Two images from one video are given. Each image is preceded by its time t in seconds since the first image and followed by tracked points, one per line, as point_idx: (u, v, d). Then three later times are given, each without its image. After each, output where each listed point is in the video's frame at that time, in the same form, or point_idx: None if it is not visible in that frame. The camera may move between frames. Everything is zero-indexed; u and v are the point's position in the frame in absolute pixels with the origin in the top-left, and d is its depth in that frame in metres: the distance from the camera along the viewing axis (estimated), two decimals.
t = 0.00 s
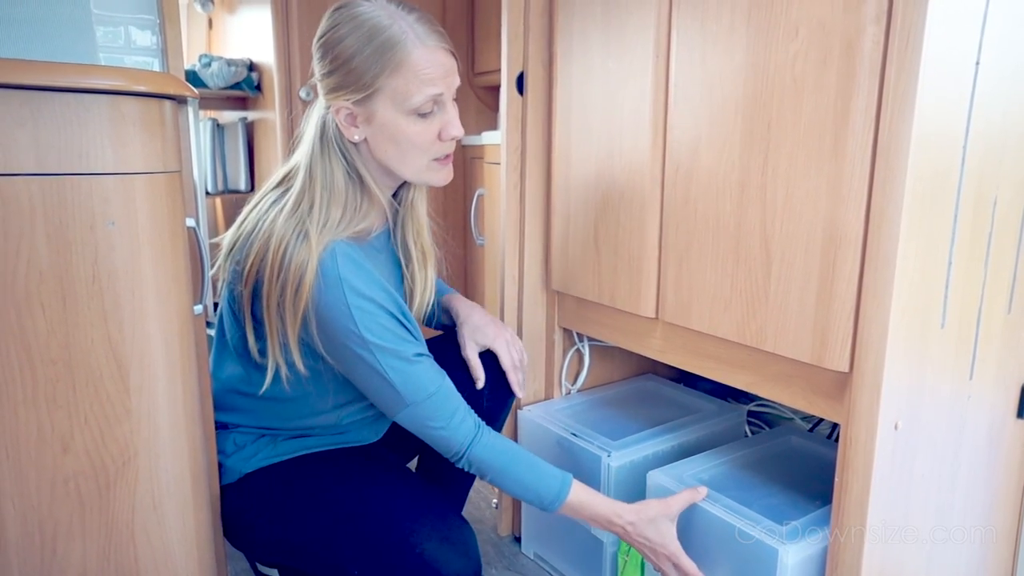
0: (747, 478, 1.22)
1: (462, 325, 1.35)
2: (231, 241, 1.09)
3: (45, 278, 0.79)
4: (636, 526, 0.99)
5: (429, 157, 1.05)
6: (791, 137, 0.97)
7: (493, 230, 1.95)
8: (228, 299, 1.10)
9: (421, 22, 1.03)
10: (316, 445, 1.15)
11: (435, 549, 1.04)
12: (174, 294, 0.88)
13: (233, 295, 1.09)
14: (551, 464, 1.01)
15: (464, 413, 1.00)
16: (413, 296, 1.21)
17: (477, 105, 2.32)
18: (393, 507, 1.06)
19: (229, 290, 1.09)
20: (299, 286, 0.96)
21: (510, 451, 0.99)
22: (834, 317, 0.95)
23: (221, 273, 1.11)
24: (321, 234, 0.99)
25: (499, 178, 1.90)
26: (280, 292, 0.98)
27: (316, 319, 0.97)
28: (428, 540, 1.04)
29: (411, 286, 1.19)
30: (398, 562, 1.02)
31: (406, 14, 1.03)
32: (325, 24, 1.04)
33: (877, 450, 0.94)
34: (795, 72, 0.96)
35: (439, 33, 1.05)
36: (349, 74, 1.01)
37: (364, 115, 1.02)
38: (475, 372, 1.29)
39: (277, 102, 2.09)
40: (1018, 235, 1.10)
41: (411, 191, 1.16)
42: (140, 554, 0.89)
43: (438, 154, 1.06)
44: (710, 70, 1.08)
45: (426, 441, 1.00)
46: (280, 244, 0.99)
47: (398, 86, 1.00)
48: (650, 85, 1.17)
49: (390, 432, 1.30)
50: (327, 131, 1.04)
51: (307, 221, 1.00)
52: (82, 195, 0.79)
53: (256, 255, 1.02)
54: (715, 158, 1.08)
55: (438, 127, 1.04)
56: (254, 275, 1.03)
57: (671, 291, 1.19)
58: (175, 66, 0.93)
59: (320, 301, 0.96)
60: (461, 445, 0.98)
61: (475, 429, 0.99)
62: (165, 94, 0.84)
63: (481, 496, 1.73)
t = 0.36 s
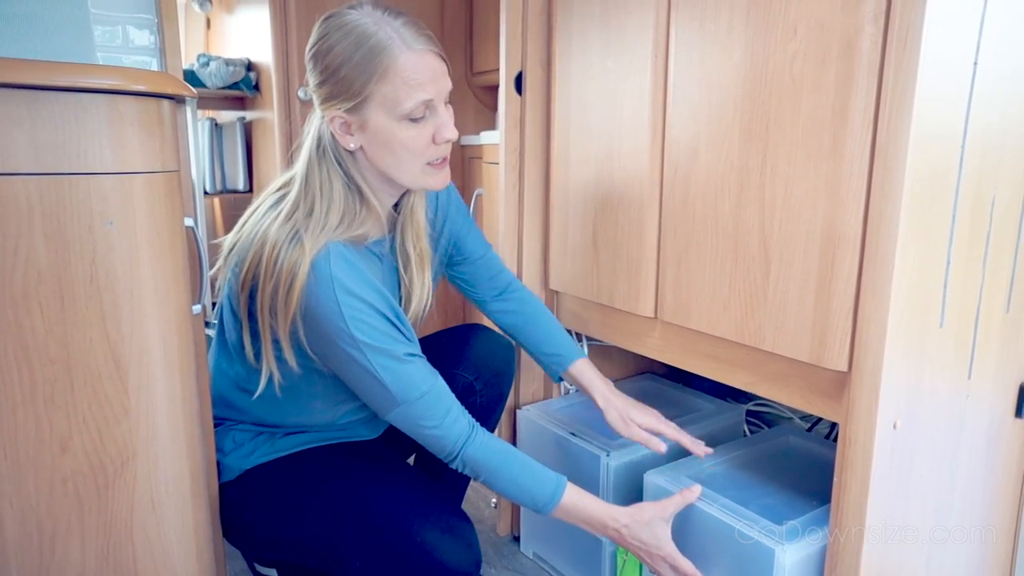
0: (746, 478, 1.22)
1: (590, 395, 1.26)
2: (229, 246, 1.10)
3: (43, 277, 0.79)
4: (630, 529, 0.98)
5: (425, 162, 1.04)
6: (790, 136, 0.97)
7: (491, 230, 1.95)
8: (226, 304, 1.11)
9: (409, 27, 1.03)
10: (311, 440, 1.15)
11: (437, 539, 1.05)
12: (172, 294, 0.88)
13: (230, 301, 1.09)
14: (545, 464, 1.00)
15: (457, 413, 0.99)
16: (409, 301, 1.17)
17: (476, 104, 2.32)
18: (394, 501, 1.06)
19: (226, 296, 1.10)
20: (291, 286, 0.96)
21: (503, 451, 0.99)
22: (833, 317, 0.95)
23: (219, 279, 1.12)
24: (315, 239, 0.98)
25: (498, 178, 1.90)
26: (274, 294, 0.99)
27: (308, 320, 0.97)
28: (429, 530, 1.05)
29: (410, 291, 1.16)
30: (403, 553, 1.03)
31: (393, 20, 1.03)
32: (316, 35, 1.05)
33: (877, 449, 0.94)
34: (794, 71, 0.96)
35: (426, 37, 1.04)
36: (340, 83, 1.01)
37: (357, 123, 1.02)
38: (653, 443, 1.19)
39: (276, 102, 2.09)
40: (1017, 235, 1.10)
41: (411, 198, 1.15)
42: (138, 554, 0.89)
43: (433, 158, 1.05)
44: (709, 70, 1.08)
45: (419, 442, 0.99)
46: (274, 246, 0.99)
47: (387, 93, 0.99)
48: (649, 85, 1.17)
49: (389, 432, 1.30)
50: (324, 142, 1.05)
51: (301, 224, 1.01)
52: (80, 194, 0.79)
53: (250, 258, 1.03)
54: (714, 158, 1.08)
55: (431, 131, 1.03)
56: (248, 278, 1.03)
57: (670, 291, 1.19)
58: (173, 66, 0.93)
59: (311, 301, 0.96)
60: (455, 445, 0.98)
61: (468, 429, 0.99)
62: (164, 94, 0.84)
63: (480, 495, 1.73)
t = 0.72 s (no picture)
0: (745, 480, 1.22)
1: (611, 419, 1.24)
2: (236, 247, 1.10)
3: (42, 279, 0.79)
4: (627, 536, 0.98)
5: (434, 167, 1.04)
6: (789, 138, 0.97)
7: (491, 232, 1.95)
8: (232, 305, 1.11)
9: (421, 32, 1.02)
10: (309, 443, 1.15)
11: (431, 542, 1.04)
12: (172, 295, 0.88)
13: (236, 302, 1.10)
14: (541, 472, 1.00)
15: (456, 419, 0.99)
16: (426, 309, 1.19)
17: (476, 106, 2.32)
18: (392, 502, 1.06)
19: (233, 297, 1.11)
20: (292, 289, 0.96)
21: (500, 459, 0.99)
22: (832, 318, 0.95)
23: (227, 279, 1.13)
24: (318, 243, 0.99)
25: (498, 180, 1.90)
26: (275, 297, 0.99)
27: (309, 324, 0.97)
28: (426, 534, 1.04)
29: (429, 300, 1.18)
30: (397, 556, 1.03)
31: (404, 24, 1.02)
32: (329, 39, 1.04)
33: (876, 450, 0.94)
34: (793, 73, 0.96)
35: (438, 41, 1.03)
36: (351, 86, 1.01)
37: (367, 127, 1.02)
38: (667, 476, 1.14)
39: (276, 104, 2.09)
40: (1016, 236, 1.10)
41: (425, 204, 1.14)
42: (138, 556, 0.89)
43: (444, 164, 1.04)
44: (708, 73, 1.08)
45: (417, 447, 1.00)
46: (276, 249, 1.00)
47: (396, 97, 0.99)
48: (648, 87, 1.18)
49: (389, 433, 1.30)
50: (335, 148, 1.05)
51: (304, 228, 1.01)
52: (80, 196, 0.79)
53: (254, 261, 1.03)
54: (713, 160, 1.08)
55: (441, 136, 1.02)
56: (252, 280, 1.03)
57: (670, 293, 1.19)
58: (173, 68, 0.93)
59: (311, 305, 0.96)
60: (452, 452, 0.98)
61: (465, 436, 0.99)
62: (163, 96, 0.84)
63: (479, 497, 1.73)
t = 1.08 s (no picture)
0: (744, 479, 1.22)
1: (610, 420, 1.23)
2: (235, 246, 1.10)
3: (42, 279, 0.79)
4: (621, 538, 0.99)
5: (435, 171, 1.04)
6: (790, 139, 0.97)
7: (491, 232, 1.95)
8: (230, 306, 1.11)
9: (424, 35, 1.02)
10: (308, 446, 1.15)
11: (428, 546, 1.04)
12: (172, 296, 0.88)
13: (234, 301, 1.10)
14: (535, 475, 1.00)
15: (448, 423, 0.99)
16: (416, 313, 1.18)
17: (476, 106, 2.32)
18: (390, 505, 1.06)
19: (231, 296, 1.11)
20: (288, 288, 0.97)
21: (492, 463, 0.99)
22: (833, 318, 0.95)
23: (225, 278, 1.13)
24: (314, 243, 0.99)
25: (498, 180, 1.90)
26: (271, 296, 0.99)
27: (304, 323, 0.97)
28: (422, 538, 1.04)
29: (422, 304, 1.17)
30: (394, 558, 1.02)
31: (408, 28, 1.02)
32: (331, 40, 1.04)
33: (876, 450, 0.94)
34: (793, 73, 0.96)
35: (441, 45, 1.03)
36: (352, 88, 1.01)
37: (368, 130, 1.02)
38: (670, 480, 1.13)
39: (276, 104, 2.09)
40: (1017, 236, 1.10)
41: (422, 207, 1.14)
42: (138, 556, 0.89)
43: (445, 168, 1.04)
44: (708, 72, 1.08)
45: (409, 449, 0.99)
46: (273, 248, 1.00)
47: (398, 100, 0.99)
48: (648, 87, 1.18)
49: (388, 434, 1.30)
50: (335, 149, 1.05)
51: (300, 228, 1.01)
52: (81, 197, 0.79)
53: (251, 260, 1.03)
54: (713, 160, 1.08)
55: (442, 141, 1.02)
56: (248, 280, 1.03)
57: (670, 293, 1.19)
58: (173, 68, 0.93)
59: (307, 304, 0.96)
60: (443, 455, 0.98)
61: (457, 440, 0.99)
62: (164, 96, 0.84)
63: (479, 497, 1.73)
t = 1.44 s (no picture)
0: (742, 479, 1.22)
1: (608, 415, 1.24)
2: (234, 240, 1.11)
3: (40, 278, 0.79)
4: (584, 550, 0.98)
5: (432, 172, 1.04)
6: (789, 138, 0.97)
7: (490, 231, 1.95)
8: (228, 300, 1.12)
9: (426, 35, 1.02)
10: (307, 445, 1.15)
11: (425, 546, 1.04)
12: (171, 294, 0.88)
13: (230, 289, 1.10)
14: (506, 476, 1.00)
15: (428, 419, 0.99)
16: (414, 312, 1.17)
17: (476, 105, 2.32)
18: (389, 502, 1.07)
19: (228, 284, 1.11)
20: (281, 278, 0.97)
21: (465, 463, 0.98)
22: (832, 317, 0.95)
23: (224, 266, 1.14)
24: (307, 235, 0.99)
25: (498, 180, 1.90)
26: (263, 285, 1.00)
27: (297, 310, 0.99)
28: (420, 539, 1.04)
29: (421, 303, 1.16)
30: (391, 558, 1.02)
31: (409, 27, 1.02)
32: (333, 35, 1.04)
33: (875, 449, 0.94)
34: (793, 72, 0.96)
35: (443, 46, 1.03)
36: (351, 85, 1.01)
37: (366, 128, 1.02)
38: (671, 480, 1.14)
39: (275, 102, 2.08)
40: (1016, 236, 1.10)
41: (422, 206, 1.14)
42: (137, 555, 0.89)
43: (442, 169, 1.04)
44: (708, 72, 1.08)
45: (389, 439, 1.00)
46: (266, 238, 1.00)
47: (396, 100, 0.99)
48: (648, 87, 1.18)
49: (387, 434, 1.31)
50: (332, 144, 1.05)
51: (295, 219, 1.02)
52: (79, 196, 0.79)
53: (245, 248, 1.04)
54: (713, 160, 1.08)
55: (440, 142, 1.02)
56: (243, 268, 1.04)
57: (670, 292, 1.19)
58: (173, 67, 0.92)
59: (300, 292, 0.97)
60: (415, 448, 0.98)
61: (433, 436, 0.98)
62: (163, 94, 0.84)
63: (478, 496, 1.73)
